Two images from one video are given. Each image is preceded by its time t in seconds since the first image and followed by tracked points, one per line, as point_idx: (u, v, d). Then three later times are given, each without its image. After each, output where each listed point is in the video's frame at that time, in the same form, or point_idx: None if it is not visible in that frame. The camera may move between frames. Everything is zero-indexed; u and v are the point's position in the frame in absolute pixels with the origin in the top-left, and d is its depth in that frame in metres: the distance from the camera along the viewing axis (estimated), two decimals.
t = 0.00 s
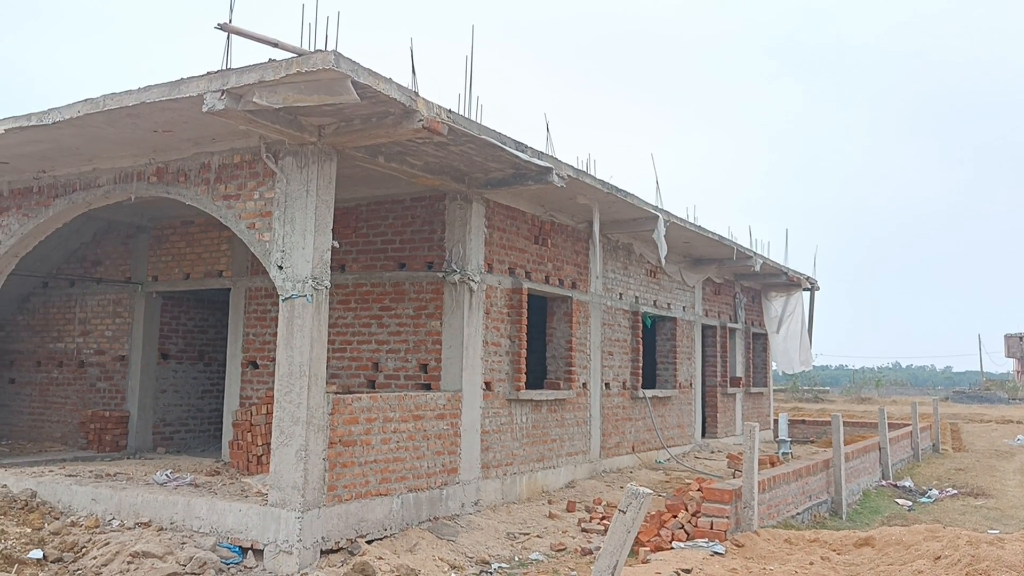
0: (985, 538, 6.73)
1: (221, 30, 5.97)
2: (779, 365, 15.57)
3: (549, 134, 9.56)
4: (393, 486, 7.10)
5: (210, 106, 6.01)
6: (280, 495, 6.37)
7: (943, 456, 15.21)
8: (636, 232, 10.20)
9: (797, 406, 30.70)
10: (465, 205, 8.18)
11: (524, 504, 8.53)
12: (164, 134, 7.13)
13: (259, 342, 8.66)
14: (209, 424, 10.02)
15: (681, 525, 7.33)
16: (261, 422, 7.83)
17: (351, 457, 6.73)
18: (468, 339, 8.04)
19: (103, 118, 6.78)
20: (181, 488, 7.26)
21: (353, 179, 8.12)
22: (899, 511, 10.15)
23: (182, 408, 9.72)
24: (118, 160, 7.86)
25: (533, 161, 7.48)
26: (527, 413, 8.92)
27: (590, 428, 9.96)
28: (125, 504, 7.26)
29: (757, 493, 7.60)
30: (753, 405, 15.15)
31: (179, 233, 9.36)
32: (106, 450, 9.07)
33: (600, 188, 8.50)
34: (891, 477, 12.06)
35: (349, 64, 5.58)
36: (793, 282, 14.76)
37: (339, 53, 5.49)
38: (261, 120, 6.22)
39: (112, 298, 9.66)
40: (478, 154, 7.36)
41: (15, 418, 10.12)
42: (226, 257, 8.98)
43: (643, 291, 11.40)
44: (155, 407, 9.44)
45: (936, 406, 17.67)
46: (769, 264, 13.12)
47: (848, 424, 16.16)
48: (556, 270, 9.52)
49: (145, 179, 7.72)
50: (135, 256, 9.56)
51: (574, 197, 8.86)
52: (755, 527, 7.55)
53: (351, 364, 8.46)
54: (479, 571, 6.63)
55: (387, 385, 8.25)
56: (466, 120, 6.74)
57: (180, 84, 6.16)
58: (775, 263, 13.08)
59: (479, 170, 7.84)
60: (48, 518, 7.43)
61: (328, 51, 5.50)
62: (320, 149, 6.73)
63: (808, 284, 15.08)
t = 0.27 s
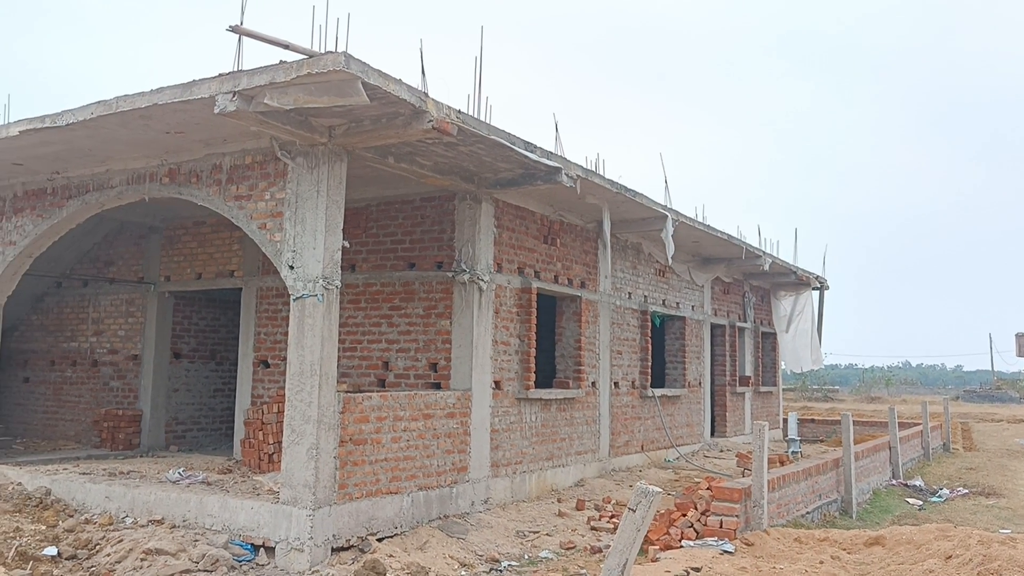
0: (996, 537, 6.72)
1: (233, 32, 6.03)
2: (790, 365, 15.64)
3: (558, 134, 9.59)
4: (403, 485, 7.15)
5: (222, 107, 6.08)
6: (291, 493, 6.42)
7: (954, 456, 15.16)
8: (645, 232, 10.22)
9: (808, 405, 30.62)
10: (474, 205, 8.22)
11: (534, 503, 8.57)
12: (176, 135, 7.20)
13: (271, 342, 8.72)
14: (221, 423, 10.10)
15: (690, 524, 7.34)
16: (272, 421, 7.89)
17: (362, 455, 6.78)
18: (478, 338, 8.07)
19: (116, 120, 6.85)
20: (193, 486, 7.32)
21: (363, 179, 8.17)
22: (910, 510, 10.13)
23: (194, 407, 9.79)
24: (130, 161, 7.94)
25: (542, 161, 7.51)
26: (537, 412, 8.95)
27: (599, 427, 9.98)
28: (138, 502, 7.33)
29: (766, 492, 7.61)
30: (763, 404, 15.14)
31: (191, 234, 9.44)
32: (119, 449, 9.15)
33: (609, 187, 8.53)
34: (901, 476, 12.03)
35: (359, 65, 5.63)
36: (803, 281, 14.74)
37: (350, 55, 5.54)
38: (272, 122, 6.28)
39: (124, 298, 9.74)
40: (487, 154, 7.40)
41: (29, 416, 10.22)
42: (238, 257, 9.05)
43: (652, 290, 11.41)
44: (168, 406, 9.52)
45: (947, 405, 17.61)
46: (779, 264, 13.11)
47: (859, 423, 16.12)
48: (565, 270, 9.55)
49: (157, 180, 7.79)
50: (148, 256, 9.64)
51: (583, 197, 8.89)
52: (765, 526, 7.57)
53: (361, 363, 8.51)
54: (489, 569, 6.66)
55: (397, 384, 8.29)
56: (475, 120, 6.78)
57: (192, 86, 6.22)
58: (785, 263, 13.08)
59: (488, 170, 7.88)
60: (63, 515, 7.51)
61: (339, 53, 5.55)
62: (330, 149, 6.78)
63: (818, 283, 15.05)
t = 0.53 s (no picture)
0: (1014, 541, 6.65)
1: (246, 35, 6.06)
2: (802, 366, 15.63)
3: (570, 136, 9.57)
4: (416, 486, 7.14)
5: (235, 110, 6.10)
6: (304, 495, 6.43)
7: (969, 458, 15.05)
8: (657, 233, 10.19)
9: (821, 407, 30.45)
10: (487, 206, 8.21)
11: (546, 505, 8.55)
12: (189, 137, 7.22)
13: (283, 343, 8.73)
14: (234, 424, 10.13)
15: (704, 526, 7.31)
16: (285, 422, 7.90)
17: (375, 457, 6.78)
18: (490, 340, 8.07)
19: (130, 122, 6.88)
20: (207, 488, 7.34)
21: (376, 180, 8.17)
22: (925, 513, 10.05)
23: (207, 408, 9.83)
24: (144, 164, 7.97)
25: (555, 162, 7.50)
26: (549, 413, 8.93)
27: (612, 429, 9.95)
28: (152, 503, 7.35)
29: (780, 494, 7.57)
30: (776, 405, 15.07)
31: (204, 236, 9.47)
32: (133, 450, 9.19)
33: (622, 189, 8.50)
34: (916, 479, 11.95)
35: (372, 67, 5.64)
36: (817, 282, 14.66)
37: (362, 57, 5.54)
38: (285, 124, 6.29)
39: (138, 300, 9.78)
40: (500, 156, 7.39)
41: (44, 418, 10.28)
42: (250, 259, 9.07)
43: (665, 292, 11.38)
44: (181, 407, 9.55)
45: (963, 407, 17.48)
46: (792, 265, 13.05)
47: (873, 425, 16.03)
48: (578, 271, 9.53)
49: (171, 183, 7.82)
50: (161, 258, 9.67)
51: (596, 198, 8.87)
52: (779, 528, 7.52)
53: (374, 365, 8.51)
54: (502, 571, 6.65)
55: (409, 386, 8.29)
56: (487, 122, 6.78)
57: (205, 88, 6.25)
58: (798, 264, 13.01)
59: (500, 171, 7.87)
60: (77, 516, 7.55)
61: (351, 55, 5.56)
62: (343, 151, 6.79)
63: (831, 284, 14.97)
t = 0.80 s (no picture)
0: None
1: (262, 36, 6.10)
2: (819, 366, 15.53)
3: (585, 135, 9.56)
4: (432, 486, 7.15)
5: (251, 111, 6.13)
6: (320, 494, 6.45)
7: (989, 458, 14.92)
8: (672, 232, 10.16)
9: (838, 407, 30.27)
10: (501, 206, 8.22)
11: (562, 505, 8.54)
12: (206, 138, 7.26)
13: (299, 343, 8.76)
14: (251, 423, 10.18)
15: (720, 526, 7.27)
16: (301, 422, 7.93)
17: (390, 457, 6.80)
18: (505, 340, 8.07)
19: (148, 124, 6.93)
20: (224, 487, 7.38)
21: (391, 181, 8.19)
22: (944, 514, 9.97)
23: (224, 408, 9.88)
24: (161, 165, 8.03)
25: (570, 162, 7.49)
26: (565, 413, 8.92)
27: (627, 429, 9.93)
28: (170, 502, 7.40)
29: (797, 494, 7.53)
30: (792, 405, 15.00)
31: (220, 236, 9.53)
32: (151, 449, 9.26)
33: (637, 188, 8.48)
34: (935, 479, 11.85)
35: (386, 68, 5.65)
36: (834, 281, 14.58)
37: (377, 58, 5.56)
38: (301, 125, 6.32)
39: (155, 300, 9.85)
40: (515, 155, 7.39)
41: (62, 417, 10.37)
42: (266, 259, 9.11)
43: (681, 291, 11.34)
44: (198, 407, 9.61)
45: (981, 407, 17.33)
46: (808, 264, 12.98)
47: (891, 425, 15.92)
48: (593, 271, 9.52)
49: (187, 184, 7.87)
50: (178, 259, 9.73)
51: (611, 198, 8.85)
52: (796, 529, 7.48)
53: (389, 364, 8.53)
54: (518, 570, 6.65)
55: (425, 385, 8.31)
56: (502, 122, 6.78)
57: (222, 90, 6.29)
58: (814, 263, 12.94)
59: (515, 171, 7.87)
60: (96, 515, 7.60)
61: (366, 56, 5.57)
62: (358, 152, 6.81)
63: (848, 283, 14.88)
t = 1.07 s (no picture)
0: None
1: (274, 38, 6.13)
2: (833, 366, 15.36)
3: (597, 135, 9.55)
4: (444, 486, 7.16)
5: (264, 112, 6.15)
6: (333, 494, 6.47)
7: (1005, 459, 14.81)
8: (685, 232, 10.13)
9: (852, 407, 30.10)
10: (513, 206, 8.21)
11: (575, 505, 8.53)
12: (219, 140, 7.29)
13: (312, 343, 8.79)
14: (264, 424, 10.22)
15: (734, 527, 7.24)
16: (314, 422, 7.95)
17: (403, 457, 6.81)
18: (518, 340, 8.07)
19: (161, 126, 6.97)
20: (238, 487, 7.41)
21: (403, 181, 8.21)
22: (960, 515, 9.90)
23: (237, 408, 9.93)
24: (175, 166, 8.06)
25: (582, 162, 7.48)
26: (577, 413, 8.91)
27: (640, 429, 9.92)
28: (184, 502, 7.44)
29: (811, 495, 7.49)
30: (806, 405, 14.93)
31: (234, 237, 9.57)
32: (165, 449, 9.30)
33: (649, 188, 8.47)
34: (950, 480, 11.77)
35: (398, 69, 5.66)
36: (847, 281, 14.50)
37: (389, 58, 5.56)
38: (313, 126, 6.34)
39: (169, 301, 9.90)
40: (526, 155, 7.39)
41: (77, 417, 10.43)
42: (279, 260, 9.15)
43: (693, 291, 11.32)
44: (212, 407, 9.65)
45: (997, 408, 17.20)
46: (822, 264, 12.92)
47: (905, 425, 15.83)
48: (605, 271, 9.51)
49: (201, 185, 7.90)
50: (192, 260, 9.78)
51: (623, 197, 8.83)
52: (810, 529, 7.45)
53: (401, 365, 8.54)
54: (531, 571, 6.64)
55: (437, 386, 8.31)
56: (514, 122, 6.78)
57: (234, 91, 6.31)
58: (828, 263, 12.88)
59: (527, 171, 7.87)
60: (111, 515, 7.65)
61: (378, 56, 5.58)
62: (370, 152, 6.82)
63: (862, 283, 14.80)
